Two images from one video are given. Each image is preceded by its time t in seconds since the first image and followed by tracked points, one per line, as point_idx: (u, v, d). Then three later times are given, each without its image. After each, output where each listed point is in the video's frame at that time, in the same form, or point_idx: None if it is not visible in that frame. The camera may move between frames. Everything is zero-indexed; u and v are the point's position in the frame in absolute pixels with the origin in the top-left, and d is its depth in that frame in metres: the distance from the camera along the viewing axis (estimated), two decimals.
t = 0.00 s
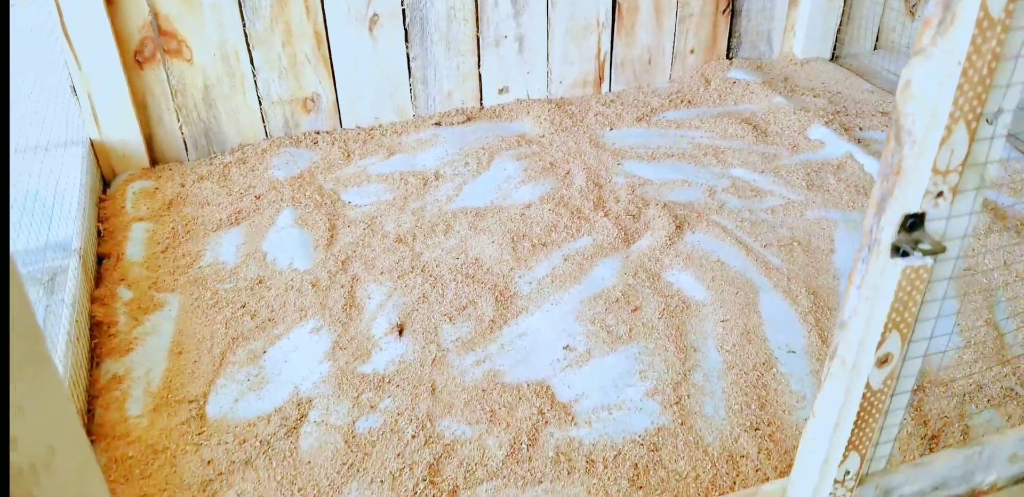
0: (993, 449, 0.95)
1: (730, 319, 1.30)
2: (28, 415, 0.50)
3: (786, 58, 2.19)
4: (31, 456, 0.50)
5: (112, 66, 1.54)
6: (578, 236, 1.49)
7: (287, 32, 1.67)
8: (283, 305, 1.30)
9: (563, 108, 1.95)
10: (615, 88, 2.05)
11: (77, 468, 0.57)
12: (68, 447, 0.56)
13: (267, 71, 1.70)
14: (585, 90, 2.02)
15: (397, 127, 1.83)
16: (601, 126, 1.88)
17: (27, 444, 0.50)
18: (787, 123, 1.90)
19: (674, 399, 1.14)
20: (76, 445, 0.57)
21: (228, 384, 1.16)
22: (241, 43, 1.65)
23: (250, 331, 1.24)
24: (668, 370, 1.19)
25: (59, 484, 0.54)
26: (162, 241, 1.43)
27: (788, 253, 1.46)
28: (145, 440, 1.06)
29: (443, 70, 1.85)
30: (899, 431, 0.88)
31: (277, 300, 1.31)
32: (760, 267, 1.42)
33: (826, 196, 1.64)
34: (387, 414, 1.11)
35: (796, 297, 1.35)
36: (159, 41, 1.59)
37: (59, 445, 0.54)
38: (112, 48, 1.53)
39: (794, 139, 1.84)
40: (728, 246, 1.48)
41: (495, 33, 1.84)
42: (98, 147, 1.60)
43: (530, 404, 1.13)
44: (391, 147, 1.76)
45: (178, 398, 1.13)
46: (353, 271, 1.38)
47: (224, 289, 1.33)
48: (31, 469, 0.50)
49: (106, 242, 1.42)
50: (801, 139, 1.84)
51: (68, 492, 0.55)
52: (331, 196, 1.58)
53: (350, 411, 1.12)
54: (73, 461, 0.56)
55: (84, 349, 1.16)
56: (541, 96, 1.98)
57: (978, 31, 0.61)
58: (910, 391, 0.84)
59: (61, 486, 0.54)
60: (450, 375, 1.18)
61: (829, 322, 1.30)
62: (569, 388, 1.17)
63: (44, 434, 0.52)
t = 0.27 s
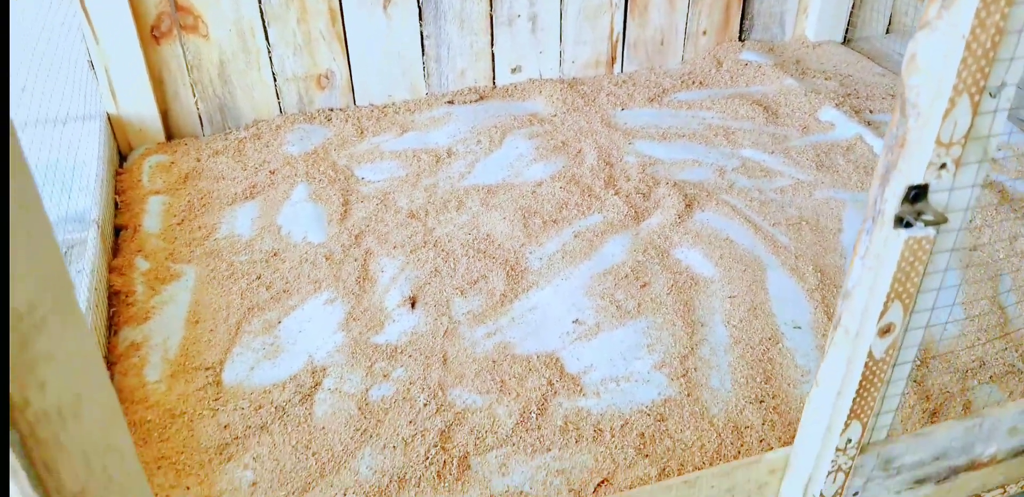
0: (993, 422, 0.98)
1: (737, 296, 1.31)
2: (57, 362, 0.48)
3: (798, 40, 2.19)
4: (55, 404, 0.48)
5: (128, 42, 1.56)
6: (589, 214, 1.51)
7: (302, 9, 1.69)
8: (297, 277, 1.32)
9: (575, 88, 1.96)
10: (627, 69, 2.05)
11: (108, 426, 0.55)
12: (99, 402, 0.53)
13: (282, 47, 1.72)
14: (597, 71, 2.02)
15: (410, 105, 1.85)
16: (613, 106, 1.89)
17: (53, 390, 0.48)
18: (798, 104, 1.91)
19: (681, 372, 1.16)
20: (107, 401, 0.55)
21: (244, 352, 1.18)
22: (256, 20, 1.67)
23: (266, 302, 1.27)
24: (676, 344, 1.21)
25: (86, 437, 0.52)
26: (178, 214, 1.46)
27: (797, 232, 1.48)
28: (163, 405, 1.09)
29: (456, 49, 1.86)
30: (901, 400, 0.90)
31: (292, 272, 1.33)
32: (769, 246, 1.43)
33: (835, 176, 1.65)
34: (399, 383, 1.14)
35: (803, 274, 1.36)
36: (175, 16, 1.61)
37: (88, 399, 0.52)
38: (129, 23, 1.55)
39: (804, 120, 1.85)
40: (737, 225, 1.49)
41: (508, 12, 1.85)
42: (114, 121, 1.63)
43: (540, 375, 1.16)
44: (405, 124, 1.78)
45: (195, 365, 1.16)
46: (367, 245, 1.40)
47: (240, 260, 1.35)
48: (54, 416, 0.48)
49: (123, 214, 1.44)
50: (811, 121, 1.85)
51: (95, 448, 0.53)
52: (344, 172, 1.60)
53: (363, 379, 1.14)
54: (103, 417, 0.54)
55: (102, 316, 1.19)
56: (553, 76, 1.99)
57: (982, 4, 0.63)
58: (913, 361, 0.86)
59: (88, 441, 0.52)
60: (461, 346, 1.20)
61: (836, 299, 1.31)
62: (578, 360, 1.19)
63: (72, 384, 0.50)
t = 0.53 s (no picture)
0: (990, 404, 0.99)
1: (742, 279, 1.33)
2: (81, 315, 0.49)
3: (809, 28, 2.19)
4: (78, 355, 0.49)
5: (144, 18, 1.58)
6: (597, 195, 1.53)
7: None
8: (308, 253, 1.34)
9: (585, 71, 1.97)
10: (637, 53, 2.06)
11: (129, 385, 0.55)
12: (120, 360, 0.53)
13: (296, 25, 1.73)
14: (607, 55, 2.03)
15: (421, 86, 1.86)
16: (623, 90, 1.90)
17: (76, 341, 0.48)
18: (807, 91, 1.91)
19: (685, 351, 1.18)
20: (127, 360, 0.55)
21: (256, 324, 1.20)
22: None
23: (277, 276, 1.29)
24: (680, 324, 1.23)
25: (108, 392, 0.52)
26: (192, 188, 1.48)
27: (802, 217, 1.49)
28: (176, 374, 1.12)
29: (468, 31, 1.87)
30: (901, 381, 0.92)
31: (303, 247, 1.35)
32: (774, 230, 1.45)
33: (842, 163, 1.66)
34: (408, 357, 1.16)
35: (808, 259, 1.38)
36: None
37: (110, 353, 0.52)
38: None
39: (813, 107, 1.86)
40: (744, 209, 1.50)
41: None
42: (130, 96, 1.65)
43: (545, 352, 1.18)
44: (416, 104, 1.79)
45: (208, 336, 1.18)
46: (377, 222, 1.42)
47: (252, 235, 1.37)
48: (77, 368, 0.49)
49: (137, 187, 1.46)
50: (820, 108, 1.86)
51: (115, 404, 0.53)
52: (356, 150, 1.62)
53: (372, 353, 1.17)
54: (123, 375, 0.54)
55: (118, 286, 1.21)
56: (564, 59, 2.00)
57: None
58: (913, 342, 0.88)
59: (109, 395, 0.52)
60: (468, 322, 1.22)
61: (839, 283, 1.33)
62: (583, 338, 1.21)
63: (95, 338, 0.50)
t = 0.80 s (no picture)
0: (987, 392, 1.00)
1: (744, 269, 1.34)
2: (96, 285, 0.48)
3: (813, 24, 2.20)
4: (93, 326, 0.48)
5: (152, 5, 1.59)
6: (601, 186, 1.54)
7: None
8: (314, 239, 1.35)
9: (590, 63, 1.97)
10: (642, 46, 2.07)
11: (142, 357, 0.54)
12: (133, 331, 0.53)
13: (303, 14, 1.74)
14: (612, 48, 2.04)
15: (427, 76, 1.87)
16: (627, 83, 1.91)
17: (92, 310, 0.48)
18: (811, 86, 1.92)
19: (687, 340, 1.19)
20: (140, 331, 0.54)
21: (261, 308, 1.21)
22: None
23: (283, 261, 1.30)
24: (683, 313, 1.24)
25: (122, 362, 0.51)
26: (198, 174, 1.49)
27: (805, 210, 1.50)
28: (182, 356, 1.12)
29: (474, 22, 1.88)
30: (899, 369, 0.93)
31: (309, 234, 1.36)
32: (777, 222, 1.46)
33: (845, 157, 1.67)
34: (413, 342, 1.16)
35: (810, 250, 1.39)
36: None
37: (123, 322, 0.51)
38: None
39: (816, 102, 1.86)
40: (747, 201, 1.51)
41: None
42: (136, 83, 1.66)
43: (550, 339, 1.19)
44: (421, 94, 1.80)
45: (214, 319, 1.19)
46: (383, 210, 1.43)
47: (258, 221, 1.38)
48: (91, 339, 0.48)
49: (144, 173, 1.47)
50: (823, 102, 1.86)
51: (129, 375, 0.52)
52: (362, 138, 1.63)
53: (377, 337, 1.17)
54: (136, 346, 0.53)
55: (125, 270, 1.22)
56: (569, 52, 2.01)
57: None
58: (912, 330, 0.89)
59: (122, 365, 0.51)
60: (473, 309, 1.23)
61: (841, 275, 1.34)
62: (587, 326, 1.22)
63: (109, 308, 0.50)
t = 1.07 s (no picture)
0: (992, 387, 1.02)
1: (751, 264, 1.36)
2: (137, 263, 0.50)
3: (820, 24, 2.21)
4: (134, 302, 0.49)
5: None
6: (610, 181, 1.55)
7: None
8: (327, 229, 1.37)
9: (599, 60, 1.99)
10: (651, 44, 2.08)
11: (175, 335, 0.56)
12: (168, 310, 0.54)
13: (317, 8, 1.76)
14: (621, 45, 2.05)
15: (438, 71, 1.89)
16: (636, 80, 1.92)
17: (133, 288, 0.49)
18: (818, 85, 1.94)
19: (695, 332, 1.21)
20: (173, 310, 0.56)
21: (275, 295, 1.23)
22: None
23: (297, 250, 1.32)
24: (690, 306, 1.26)
25: (158, 339, 0.53)
26: (212, 164, 1.51)
27: (811, 207, 1.52)
28: (198, 342, 1.14)
29: (485, 18, 1.89)
30: (905, 362, 0.95)
31: (322, 223, 1.38)
32: (784, 219, 1.47)
33: (851, 155, 1.68)
34: (425, 331, 1.18)
35: (816, 247, 1.41)
36: None
37: (160, 300, 0.53)
38: None
39: (823, 101, 1.88)
40: (754, 198, 1.53)
41: None
42: (152, 73, 1.68)
43: (559, 330, 1.20)
44: (432, 88, 1.82)
45: (229, 306, 1.20)
46: (394, 201, 1.44)
47: (272, 211, 1.40)
48: (133, 315, 0.49)
49: (159, 162, 1.49)
50: (830, 102, 1.88)
51: (165, 352, 0.54)
52: (373, 131, 1.64)
53: (389, 325, 1.18)
54: (172, 324, 0.55)
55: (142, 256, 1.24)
56: (578, 48, 2.02)
57: None
58: (919, 324, 0.91)
59: (159, 343, 0.53)
60: (484, 299, 1.25)
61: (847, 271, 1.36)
62: (596, 318, 1.23)
63: (148, 286, 0.51)
